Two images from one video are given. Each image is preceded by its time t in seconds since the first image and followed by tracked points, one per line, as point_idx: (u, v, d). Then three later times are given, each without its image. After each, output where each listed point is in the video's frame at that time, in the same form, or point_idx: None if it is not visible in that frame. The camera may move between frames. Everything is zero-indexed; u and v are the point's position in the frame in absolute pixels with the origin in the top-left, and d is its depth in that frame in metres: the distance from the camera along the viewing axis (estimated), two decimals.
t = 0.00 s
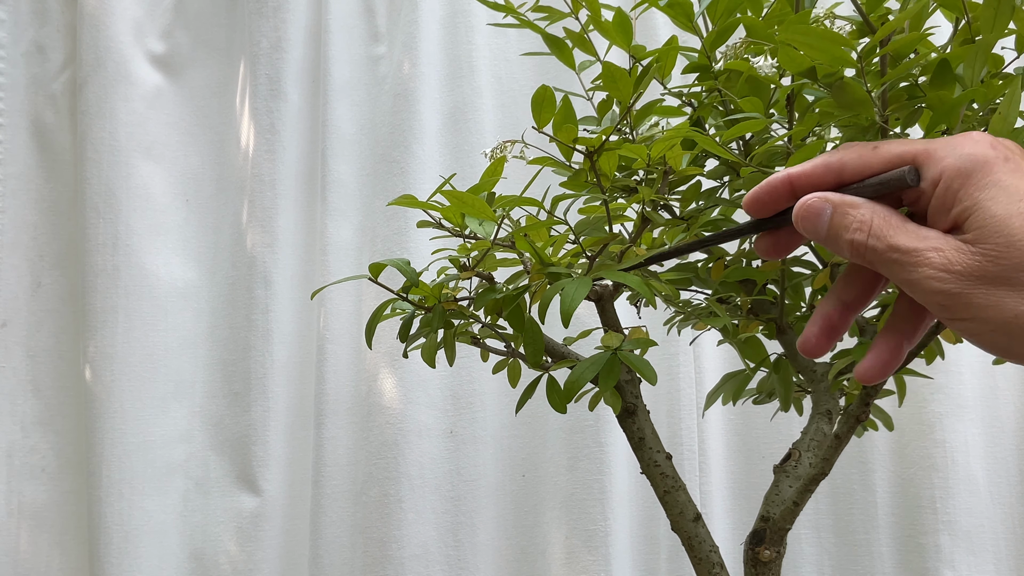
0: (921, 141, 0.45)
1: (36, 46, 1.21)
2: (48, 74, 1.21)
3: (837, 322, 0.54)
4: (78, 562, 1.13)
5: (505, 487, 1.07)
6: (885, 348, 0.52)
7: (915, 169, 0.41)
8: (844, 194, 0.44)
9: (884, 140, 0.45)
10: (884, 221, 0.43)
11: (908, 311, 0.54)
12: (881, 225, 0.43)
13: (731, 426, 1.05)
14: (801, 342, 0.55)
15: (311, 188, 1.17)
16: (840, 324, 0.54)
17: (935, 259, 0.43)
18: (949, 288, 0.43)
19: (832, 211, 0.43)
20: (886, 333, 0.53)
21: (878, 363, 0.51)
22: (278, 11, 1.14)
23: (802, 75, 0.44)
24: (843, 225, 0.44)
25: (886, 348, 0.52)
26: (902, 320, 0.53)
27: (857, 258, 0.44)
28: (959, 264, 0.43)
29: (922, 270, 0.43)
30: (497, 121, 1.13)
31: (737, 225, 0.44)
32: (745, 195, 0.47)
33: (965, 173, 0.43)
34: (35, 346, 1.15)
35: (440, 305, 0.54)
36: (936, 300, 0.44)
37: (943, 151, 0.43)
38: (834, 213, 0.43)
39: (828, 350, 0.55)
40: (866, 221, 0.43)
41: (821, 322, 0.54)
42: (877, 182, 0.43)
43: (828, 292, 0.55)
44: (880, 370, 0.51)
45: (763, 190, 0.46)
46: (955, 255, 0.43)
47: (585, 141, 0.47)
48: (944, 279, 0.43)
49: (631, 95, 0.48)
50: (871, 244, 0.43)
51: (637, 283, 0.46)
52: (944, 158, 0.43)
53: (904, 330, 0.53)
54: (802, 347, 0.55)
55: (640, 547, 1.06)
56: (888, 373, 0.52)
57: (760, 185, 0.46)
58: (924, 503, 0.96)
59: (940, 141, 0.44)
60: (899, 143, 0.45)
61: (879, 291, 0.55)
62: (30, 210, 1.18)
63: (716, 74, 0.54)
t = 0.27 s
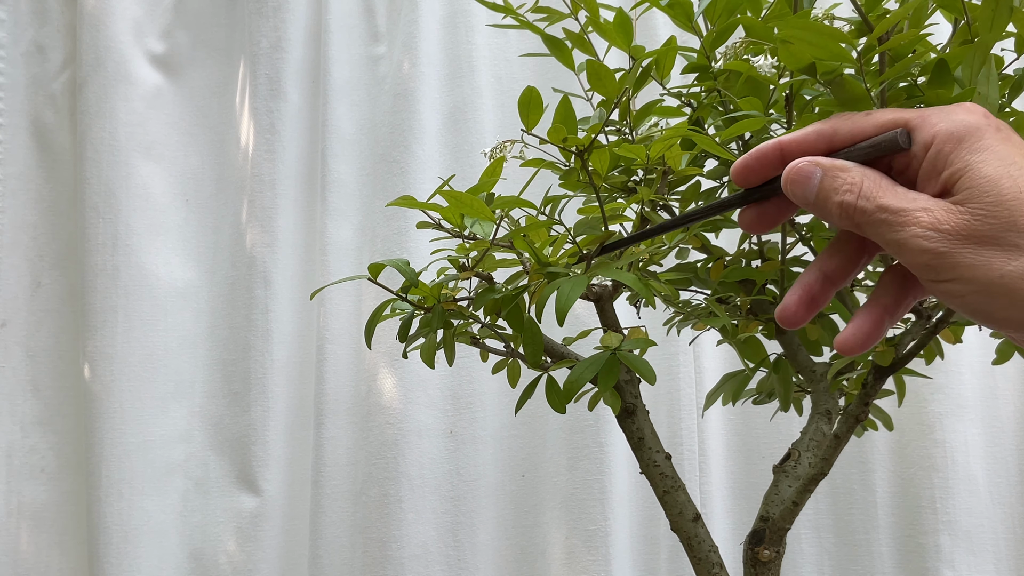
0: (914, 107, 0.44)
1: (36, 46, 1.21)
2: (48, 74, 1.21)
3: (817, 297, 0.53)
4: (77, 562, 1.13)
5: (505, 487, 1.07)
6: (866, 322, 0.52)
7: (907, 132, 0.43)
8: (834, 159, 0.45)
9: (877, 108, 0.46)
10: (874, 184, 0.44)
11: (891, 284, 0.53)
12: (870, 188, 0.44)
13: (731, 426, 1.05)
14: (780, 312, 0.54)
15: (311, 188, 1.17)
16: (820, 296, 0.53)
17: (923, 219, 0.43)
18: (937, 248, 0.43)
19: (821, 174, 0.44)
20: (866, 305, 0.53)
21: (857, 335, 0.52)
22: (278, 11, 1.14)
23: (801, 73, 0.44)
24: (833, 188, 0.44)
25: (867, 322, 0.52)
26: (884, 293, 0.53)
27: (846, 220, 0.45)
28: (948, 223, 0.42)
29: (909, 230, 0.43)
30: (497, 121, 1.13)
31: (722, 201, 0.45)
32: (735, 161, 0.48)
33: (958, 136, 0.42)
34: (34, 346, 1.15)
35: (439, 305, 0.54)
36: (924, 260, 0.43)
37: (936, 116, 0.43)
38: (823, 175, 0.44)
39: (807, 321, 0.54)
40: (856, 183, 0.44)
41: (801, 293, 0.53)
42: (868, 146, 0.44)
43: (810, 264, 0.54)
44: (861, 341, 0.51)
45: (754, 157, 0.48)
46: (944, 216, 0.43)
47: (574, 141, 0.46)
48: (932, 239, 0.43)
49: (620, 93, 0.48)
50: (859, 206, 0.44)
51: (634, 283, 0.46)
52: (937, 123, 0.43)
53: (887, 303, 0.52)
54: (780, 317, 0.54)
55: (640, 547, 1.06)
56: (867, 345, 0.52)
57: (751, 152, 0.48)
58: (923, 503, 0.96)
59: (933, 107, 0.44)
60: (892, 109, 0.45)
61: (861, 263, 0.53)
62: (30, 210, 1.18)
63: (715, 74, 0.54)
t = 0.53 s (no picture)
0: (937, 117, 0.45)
1: (36, 46, 1.21)
2: (48, 74, 1.21)
3: (844, 303, 0.53)
4: (77, 562, 1.13)
5: (505, 487, 1.07)
6: (893, 331, 0.53)
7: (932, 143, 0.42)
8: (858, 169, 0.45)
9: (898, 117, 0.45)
10: (899, 196, 0.44)
11: (918, 296, 0.54)
12: (894, 200, 0.44)
13: (731, 426, 1.05)
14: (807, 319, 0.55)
15: (311, 187, 1.17)
16: (847, 304, 0.53)
17: (947, 234, 0.43)
18: (962, 263, 0.43)
19: (844, 184, 0.44)
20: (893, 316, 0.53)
21: (885, 344, 0.52)
22: (279, 11, 1.14)
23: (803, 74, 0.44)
24: (857, 199, 0.44)
25: (894, 332, 0.52)
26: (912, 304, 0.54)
27: (869, 232, 0.45)
28: (971, 239, 0.43)
29: (934, 245, 0.43)
30: (497, 121, 1.13)
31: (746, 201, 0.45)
32: (758, 166, 0.47)
33: (981, 150, 0.43)
34: (34, 346, 1.15)
35: (440, 304, 0.54)
36: (948, 275, 0.44)
37: (959, 128, 0.44)
38: (846, 186, 0.44)
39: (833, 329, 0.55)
40: (880, 195, 0.44)
41: (829, 301, 0.53)
42: (892, 155, 0.44)
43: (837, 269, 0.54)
44: (888, 352, 0.52)
45: (775, 163, 0.47)
46: (967, 231, 0.43)
47: (585, 141, 0.46)
48: (956, 254, 0.43)
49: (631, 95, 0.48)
50: (884, 219, 0.44)
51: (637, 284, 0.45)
52: (960, 134, 0.44)
53: (913, 314, 0.53)
54: (807, 325, 0.54)
55: (640, 547, 1.06)
56: (893, 356, 0.52)
57: (774, 158, 0.47)
58: (924, 503, 0.96)
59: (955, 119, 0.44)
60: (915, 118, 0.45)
61: (888, 272, 0.54)
62: (30, 210, 1.18)
63: (718, 74, 0.54)
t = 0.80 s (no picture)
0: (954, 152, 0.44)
1: (36, 46, 1.21)
2: (48, 74, 1.21)
3: (867, 338, 0.54)
4: (77, 562, 1.13)
5: (505, 487, 1.07)
6: (915, 367, 0.55)
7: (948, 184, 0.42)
8: (874, 209, 0.45)
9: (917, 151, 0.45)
10: (916, 237, 0.44)
11: (938, 328, 0.55)
12: (911, 241, 0.44)
13: (731, 426, 1.05)
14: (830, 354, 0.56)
15: (311, 187, 1.17)
16: (869, 338, 0.54)
17: (965, 276, 0.44)
18: (980, 305, 0.44)
19: (860, 226, 0.45)
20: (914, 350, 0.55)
21: (907, 379, 0.55)
22: (278, 11, 1.14)
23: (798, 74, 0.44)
24: (874, 241, 0.45)
25: (916, 367, 0.55)
26: (932, 337, 0.55)
27: (887, 271, 0.46)
28: (989, 281, 0.44)
29: (952, 287, 0.44)
30: (497, 121, 1.13)
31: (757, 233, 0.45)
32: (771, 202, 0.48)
33: (999, 189, 0.43)
34: (34, 346, 1.15)
35: (439, 305, 0.54)
36: (966, 316, 0.45)
37: (978, 166, 0.44)
38: (863, 228, 0.45)
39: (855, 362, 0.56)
40: (898, 236, 0.45)
41: (852, 336, 0.54)
42: (909, 197, 0.44)
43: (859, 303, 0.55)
44: (909, 389, 0.55)
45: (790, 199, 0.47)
46: (985, 272, 0.44)
47: (581, 142, 0.46)
48: (974, 297, 0.44)
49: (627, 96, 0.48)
50: (902, 260, 0.45)
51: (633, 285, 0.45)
52: (977, 173, 0.43)
53: (933, 348, 0.55)
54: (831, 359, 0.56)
55: (640, 547, 1.06)
56: (914, 391, 0.55)
57: (788, 195, 0.47)
58: (924, 503, 0.96)
59: (973, 154, 0.44)
60: (932, 154, 0.45)
61: (906, 303, 0.55)
62: (30, 210, 1.18)
63: (718, 74, 0.54)
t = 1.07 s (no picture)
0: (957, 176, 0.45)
1: (36, 46, 1.21)
2: (48, 74, 1.21)
3: (854, 351, 0.54)
4: (77, 562, 1.13)
5: (505, 487, 1.07)
6: (902, 384, 0.55)
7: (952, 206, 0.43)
8: (876, 226, 0.45)
9: (920, 171, 0.45)
10: (918, 255, 0.44)
11: (927, 345, 0.55)
12: (914, 258, 0.44)
13: (730, 426, 1.05)
14: (817, 365, 0.56)
15: (311, 187, 1.17)
16: (857, 351, 0.54)
17: (968, 296, 0.44)
18: (982, 326, 0.44)
19: (862, 241, 0.44)
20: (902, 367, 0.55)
21: (893, 396, 0.54)
22: (278, 11, 1.14)
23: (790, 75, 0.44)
24: (876, 256, 0.44)
25: (903, 384, 0.55)
26: (920, 354, 0.55)
27: (888, 288, 0.45)
28: (993, 302, 0.44)
29: (954, 307, 0.44)
30: (497, 121, 1.13)
31: (756, 241, 0.45)
32: (768, 212, 0.47)
33: (1003, 213, 0.43)
34: (34, 346, 1.15)
35: (437, 306, 0.54)
36: (968, 337, 0.45)
37: (982, 189, 0.44)
38: (864, 243, 0.44)
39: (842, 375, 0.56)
40: (900, 253, 0.44)
41: (840, 348, 0.54)
42: (912, 215, 0.44)
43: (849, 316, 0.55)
44: (895, 405, 0.54)
45: (790, 209, 0.47)
46: (988, 293, 0.44)
47: (573, 143, 0.45)
48: (976, 318, 0.44)
49: (618, 101, 0.48)
50: (904, 277, 0.44)
51: (626, 285, 0.45)
52: (982, 197, 0.44)
53: (922, 364, 0.55)
54: (818, 371, 0.56)
55: (640, 547, 1.06)
56: (901, 408, 0.55)
57: (788, 204, 0.47)
58: (924, 503, 0.96)
59: (976, 178, 0.44)
60: (935, 176, 0.45)
61: (896, 321, 0.56)
62: (30, 210, 1.18)
63: (719, 73, 0.54)
